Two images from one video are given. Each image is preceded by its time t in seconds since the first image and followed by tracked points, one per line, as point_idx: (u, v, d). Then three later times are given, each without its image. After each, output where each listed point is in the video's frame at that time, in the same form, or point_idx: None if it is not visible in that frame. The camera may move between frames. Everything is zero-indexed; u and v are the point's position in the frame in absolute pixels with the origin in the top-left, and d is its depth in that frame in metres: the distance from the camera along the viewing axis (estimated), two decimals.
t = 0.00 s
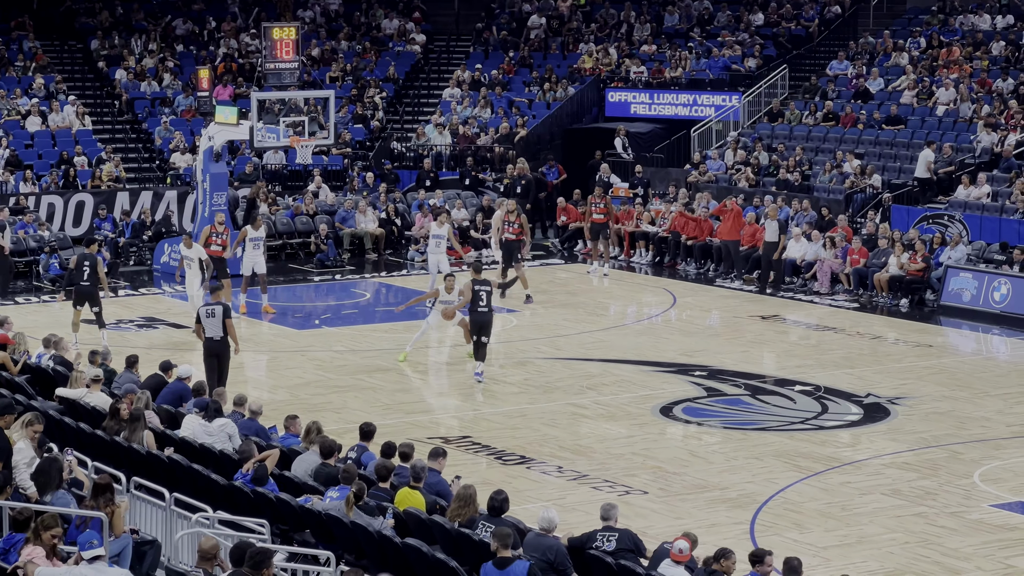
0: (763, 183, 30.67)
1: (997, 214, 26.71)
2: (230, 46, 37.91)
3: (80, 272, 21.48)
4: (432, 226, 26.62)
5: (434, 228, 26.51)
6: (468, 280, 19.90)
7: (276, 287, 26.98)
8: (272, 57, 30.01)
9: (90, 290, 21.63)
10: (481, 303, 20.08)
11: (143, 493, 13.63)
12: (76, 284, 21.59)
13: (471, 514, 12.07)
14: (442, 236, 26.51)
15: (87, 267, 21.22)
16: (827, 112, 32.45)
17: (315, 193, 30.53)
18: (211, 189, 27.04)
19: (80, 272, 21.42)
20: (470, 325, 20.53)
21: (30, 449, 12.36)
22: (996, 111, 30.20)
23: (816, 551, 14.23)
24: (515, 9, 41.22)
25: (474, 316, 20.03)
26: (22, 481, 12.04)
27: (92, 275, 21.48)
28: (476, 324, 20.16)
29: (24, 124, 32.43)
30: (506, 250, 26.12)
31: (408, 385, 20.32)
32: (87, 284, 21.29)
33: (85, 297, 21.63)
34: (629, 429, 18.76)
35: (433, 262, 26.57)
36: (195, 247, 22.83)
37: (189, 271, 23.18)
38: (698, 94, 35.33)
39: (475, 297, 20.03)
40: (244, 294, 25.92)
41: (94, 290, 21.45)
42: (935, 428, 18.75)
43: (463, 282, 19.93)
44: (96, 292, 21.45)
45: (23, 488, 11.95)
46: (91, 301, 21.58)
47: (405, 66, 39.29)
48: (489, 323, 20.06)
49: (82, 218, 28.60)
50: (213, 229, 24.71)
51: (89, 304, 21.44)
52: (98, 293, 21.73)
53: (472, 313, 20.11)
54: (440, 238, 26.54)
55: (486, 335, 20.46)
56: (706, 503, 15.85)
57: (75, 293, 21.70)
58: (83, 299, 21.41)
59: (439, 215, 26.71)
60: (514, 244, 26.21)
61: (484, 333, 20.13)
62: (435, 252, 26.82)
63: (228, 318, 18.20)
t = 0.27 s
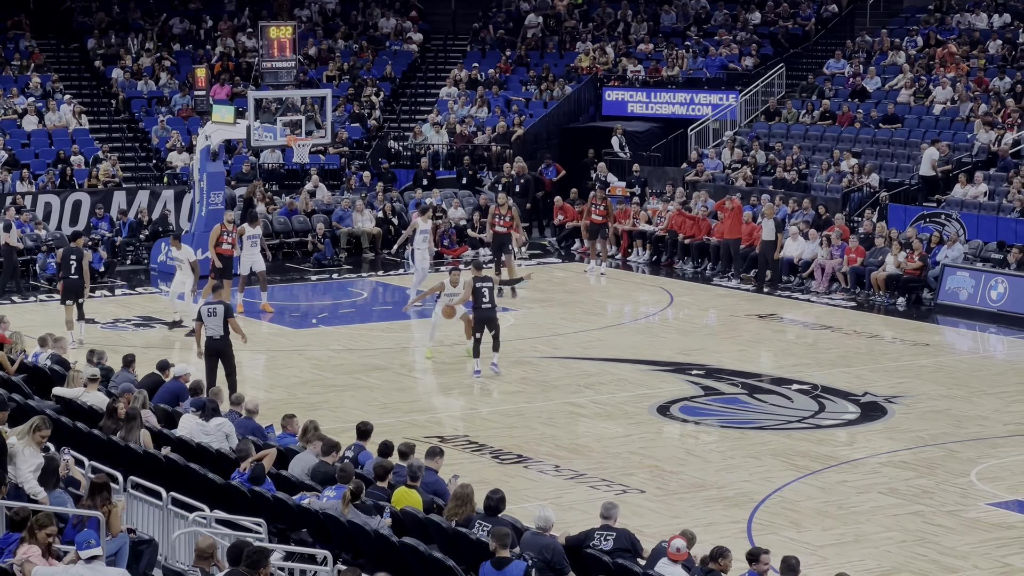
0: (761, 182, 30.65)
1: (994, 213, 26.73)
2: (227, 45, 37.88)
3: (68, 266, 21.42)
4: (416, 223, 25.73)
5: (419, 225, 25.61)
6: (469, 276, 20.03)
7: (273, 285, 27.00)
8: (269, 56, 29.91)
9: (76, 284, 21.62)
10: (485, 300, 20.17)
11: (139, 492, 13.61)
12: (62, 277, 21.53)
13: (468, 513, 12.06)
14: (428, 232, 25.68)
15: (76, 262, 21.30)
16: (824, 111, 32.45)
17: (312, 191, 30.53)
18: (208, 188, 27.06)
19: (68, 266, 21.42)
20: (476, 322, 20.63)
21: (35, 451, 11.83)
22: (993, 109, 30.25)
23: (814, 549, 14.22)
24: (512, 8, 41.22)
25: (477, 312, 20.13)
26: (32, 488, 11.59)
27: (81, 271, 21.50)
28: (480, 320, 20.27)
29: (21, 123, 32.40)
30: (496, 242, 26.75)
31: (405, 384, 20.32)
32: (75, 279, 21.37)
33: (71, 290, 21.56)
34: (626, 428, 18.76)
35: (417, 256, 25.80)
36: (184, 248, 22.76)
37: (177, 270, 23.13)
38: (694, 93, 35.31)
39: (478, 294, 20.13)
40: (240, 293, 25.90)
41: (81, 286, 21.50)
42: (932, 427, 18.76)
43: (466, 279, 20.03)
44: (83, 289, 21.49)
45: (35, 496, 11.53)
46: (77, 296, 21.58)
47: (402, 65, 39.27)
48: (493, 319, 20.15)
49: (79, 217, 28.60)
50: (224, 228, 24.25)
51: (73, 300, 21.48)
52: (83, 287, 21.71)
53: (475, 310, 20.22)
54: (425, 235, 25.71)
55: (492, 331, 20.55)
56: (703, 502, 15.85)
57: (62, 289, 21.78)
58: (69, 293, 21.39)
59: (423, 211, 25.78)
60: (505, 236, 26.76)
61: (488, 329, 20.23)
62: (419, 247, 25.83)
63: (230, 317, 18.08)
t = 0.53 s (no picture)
0: (758, 180, 30.65)
1: (992, 211, 26.74)
2: (224, 43, 37.87)
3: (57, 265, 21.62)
4: (405, 222, 25.94)
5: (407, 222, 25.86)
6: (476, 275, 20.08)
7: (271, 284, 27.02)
8: (267, 53, 29.90)
9: (68, 283, 21.77)
10: (493, 299, 20.21)
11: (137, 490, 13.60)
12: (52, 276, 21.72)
13: (466, 512, 12.05)
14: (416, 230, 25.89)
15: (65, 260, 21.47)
16: (822, 109, 32.44)
17: (310, 189, 30.54)
18: (206, 186, 27.12)
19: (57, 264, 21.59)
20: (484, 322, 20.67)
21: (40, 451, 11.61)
22: (991, 107, 30.29)
23: (812, 547, 14.22)
24: (510, 6, 41.23)
25: (486, 311, 20.16)
26: (37, 489, 11.44)
27: (70, 268, 21.63)
28: (489, 320, 20.30)
29: (19, 121, 32.38)
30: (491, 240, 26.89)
31: (403, 382, 20.32)
32: (65, 276, 21.53)
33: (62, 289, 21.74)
34: (624, 426, 18.76)
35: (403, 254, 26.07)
36: (171, 245, 22.62)
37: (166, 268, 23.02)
38: (692, 90, 35.34)
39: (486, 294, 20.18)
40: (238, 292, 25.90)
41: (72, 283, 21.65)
42: (930, 425, 18.76)
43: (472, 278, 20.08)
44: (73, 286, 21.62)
45: (40, 498, 11.40)
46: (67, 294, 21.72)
47: (399, 63, 39.26)
48: (502, 318, 20.18)
49: (76, 216, 28.59)
50: (230, 229, 24.24)
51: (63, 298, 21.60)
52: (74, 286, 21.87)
53: (485, 309, 20.25)
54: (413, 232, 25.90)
55: (501, 330, 20.57)
56: (701, 500, 15.85)
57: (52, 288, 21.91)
58: (58, 291, 21.54)
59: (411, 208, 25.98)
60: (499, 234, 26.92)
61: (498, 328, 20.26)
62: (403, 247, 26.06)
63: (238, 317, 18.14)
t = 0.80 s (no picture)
0: (757, 178, 30.65)
1: (990, 209, 26.75)
2: (223, 42, 37.87)
3: (48, 259, 21.94)
4: (403, 217, 25.96)
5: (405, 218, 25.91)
6: (476, 271, 20.08)
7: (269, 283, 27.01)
8: (266, 52, 29.92)
9: (58, 278, 22.03)
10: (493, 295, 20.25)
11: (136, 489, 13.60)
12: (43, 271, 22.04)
13: (465, 510, 12.07)
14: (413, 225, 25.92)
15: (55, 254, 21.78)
16: (820, 107, 32.43)
17: (309, 188, 30.54)
18: (205, 185, 27.20)
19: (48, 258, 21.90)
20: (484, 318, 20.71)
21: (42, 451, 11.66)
22: (990, 105, 30.31)
23: (811, 546, 14.22)
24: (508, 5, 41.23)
25: (487, 307, 20.21)
26: (38, 488, 11.44)
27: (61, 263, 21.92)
28: (489, 316, 20.34)
29: (17, 121, 32.38)
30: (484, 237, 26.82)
31: (402, 381, 20.32)
32: (55, 270, 21.83)
33: (52, 283, 22.01)
34: (622, 424, 18.76)
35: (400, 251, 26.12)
36: (168, 243, 22.62)
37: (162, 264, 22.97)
38: (691, 89, 35.26)
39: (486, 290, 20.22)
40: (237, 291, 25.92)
41: (61, 277, 21.91)
42: (929, 423, 18.76)
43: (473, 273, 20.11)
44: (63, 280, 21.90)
45: (40, 497, 11.39)
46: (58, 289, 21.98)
47: (397, 62, 39.26)
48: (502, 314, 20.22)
49: (75, 215, 28.61)
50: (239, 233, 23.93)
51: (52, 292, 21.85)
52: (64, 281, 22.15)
53: (485, 304, 20.30)
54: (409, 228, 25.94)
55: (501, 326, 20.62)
56: (700, 498, 15.85)
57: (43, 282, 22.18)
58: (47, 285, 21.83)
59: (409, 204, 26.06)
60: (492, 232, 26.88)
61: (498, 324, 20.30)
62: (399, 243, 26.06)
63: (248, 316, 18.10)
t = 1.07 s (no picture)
0: (757, 177, 30.65)
1: (991, 207, 26.77)
2: (223, 41, 37.87)
3: (37, 259, 22.07)
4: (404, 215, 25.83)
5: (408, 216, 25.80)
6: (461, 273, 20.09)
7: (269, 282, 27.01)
8: (266, 51, 29.93)
9: (49, 277, 22.10)
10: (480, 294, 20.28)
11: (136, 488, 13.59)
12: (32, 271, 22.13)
13: (465, 509, 12.07)
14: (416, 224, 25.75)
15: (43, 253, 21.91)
16: (820, 106, 32.43)
17: (309, 188, 30.54)
18: (205, 184, 27.24)
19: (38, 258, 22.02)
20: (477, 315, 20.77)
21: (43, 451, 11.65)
22: (989, 104, 30.32)
23: (811, 544, 14.23)
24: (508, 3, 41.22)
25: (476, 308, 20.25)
26: (38, 487, 11.44)
27: (51, 263, 22.03)
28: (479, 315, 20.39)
29: (17, 119, 32.38)
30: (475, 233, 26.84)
31: (402, 380, 20.32)
32: (44, 269, 21.94)
33: (43, 283, 22.08)
34: (622, 423, 18.76)
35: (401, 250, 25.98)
36: (169, 245, 22.69)
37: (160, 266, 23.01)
38: (691, 88, 35.37)
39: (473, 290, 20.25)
40: (238, 291, 25.94)
41: (50, 277, 22.01)
42: (929, 421, 18.76)
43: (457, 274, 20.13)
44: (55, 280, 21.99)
45: (40, 496, 11.38)
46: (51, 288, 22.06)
47: (397, 61, 39.26)
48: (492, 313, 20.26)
49: (75, 214, 28.63)
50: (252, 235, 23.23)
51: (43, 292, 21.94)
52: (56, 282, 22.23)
53: (475, 304, 20.34)
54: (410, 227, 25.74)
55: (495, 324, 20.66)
56: (700, 497, 15.86)
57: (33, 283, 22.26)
58: (37, 285, 21.92)
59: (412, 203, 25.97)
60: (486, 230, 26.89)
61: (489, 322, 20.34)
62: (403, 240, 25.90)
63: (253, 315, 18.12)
